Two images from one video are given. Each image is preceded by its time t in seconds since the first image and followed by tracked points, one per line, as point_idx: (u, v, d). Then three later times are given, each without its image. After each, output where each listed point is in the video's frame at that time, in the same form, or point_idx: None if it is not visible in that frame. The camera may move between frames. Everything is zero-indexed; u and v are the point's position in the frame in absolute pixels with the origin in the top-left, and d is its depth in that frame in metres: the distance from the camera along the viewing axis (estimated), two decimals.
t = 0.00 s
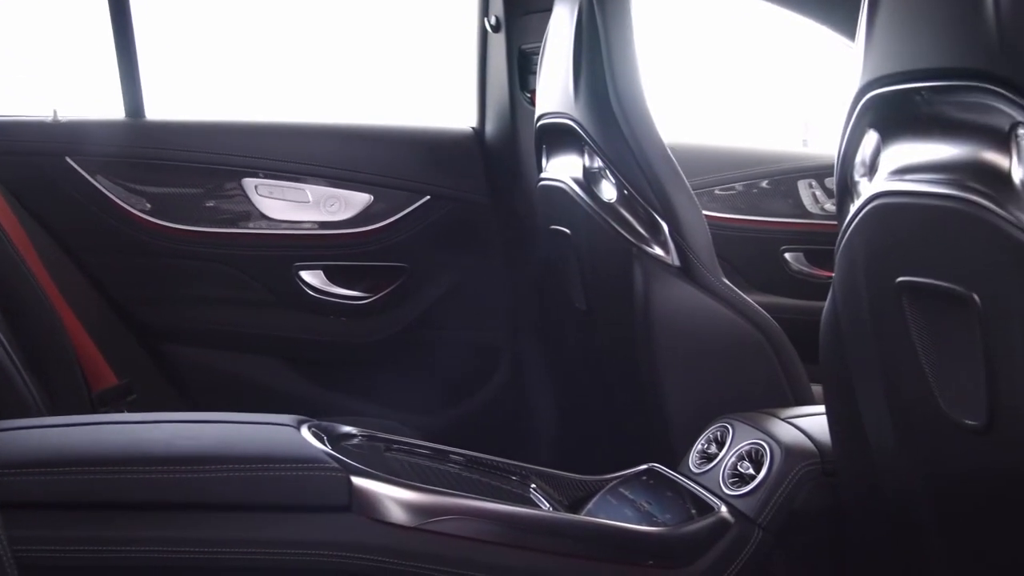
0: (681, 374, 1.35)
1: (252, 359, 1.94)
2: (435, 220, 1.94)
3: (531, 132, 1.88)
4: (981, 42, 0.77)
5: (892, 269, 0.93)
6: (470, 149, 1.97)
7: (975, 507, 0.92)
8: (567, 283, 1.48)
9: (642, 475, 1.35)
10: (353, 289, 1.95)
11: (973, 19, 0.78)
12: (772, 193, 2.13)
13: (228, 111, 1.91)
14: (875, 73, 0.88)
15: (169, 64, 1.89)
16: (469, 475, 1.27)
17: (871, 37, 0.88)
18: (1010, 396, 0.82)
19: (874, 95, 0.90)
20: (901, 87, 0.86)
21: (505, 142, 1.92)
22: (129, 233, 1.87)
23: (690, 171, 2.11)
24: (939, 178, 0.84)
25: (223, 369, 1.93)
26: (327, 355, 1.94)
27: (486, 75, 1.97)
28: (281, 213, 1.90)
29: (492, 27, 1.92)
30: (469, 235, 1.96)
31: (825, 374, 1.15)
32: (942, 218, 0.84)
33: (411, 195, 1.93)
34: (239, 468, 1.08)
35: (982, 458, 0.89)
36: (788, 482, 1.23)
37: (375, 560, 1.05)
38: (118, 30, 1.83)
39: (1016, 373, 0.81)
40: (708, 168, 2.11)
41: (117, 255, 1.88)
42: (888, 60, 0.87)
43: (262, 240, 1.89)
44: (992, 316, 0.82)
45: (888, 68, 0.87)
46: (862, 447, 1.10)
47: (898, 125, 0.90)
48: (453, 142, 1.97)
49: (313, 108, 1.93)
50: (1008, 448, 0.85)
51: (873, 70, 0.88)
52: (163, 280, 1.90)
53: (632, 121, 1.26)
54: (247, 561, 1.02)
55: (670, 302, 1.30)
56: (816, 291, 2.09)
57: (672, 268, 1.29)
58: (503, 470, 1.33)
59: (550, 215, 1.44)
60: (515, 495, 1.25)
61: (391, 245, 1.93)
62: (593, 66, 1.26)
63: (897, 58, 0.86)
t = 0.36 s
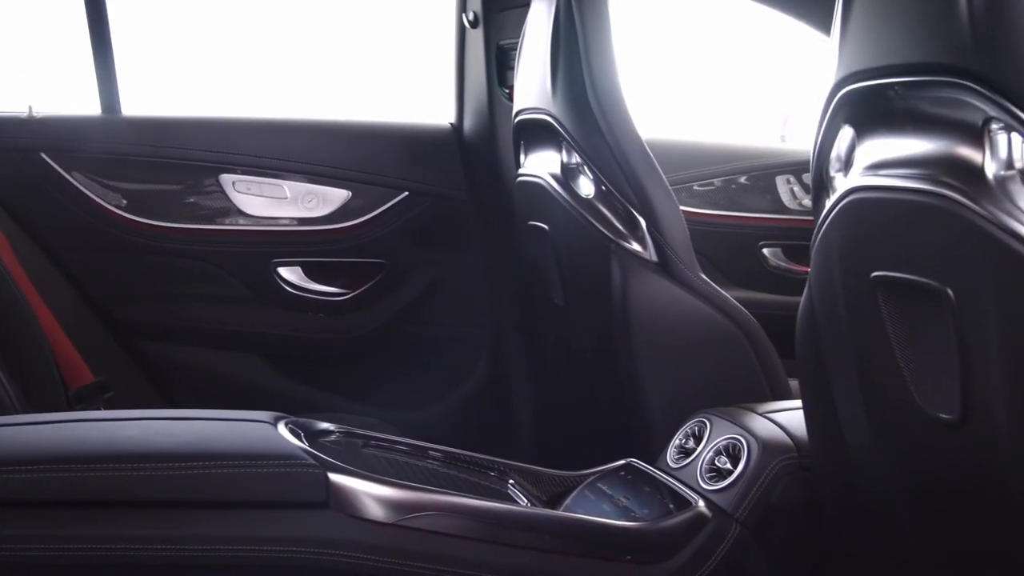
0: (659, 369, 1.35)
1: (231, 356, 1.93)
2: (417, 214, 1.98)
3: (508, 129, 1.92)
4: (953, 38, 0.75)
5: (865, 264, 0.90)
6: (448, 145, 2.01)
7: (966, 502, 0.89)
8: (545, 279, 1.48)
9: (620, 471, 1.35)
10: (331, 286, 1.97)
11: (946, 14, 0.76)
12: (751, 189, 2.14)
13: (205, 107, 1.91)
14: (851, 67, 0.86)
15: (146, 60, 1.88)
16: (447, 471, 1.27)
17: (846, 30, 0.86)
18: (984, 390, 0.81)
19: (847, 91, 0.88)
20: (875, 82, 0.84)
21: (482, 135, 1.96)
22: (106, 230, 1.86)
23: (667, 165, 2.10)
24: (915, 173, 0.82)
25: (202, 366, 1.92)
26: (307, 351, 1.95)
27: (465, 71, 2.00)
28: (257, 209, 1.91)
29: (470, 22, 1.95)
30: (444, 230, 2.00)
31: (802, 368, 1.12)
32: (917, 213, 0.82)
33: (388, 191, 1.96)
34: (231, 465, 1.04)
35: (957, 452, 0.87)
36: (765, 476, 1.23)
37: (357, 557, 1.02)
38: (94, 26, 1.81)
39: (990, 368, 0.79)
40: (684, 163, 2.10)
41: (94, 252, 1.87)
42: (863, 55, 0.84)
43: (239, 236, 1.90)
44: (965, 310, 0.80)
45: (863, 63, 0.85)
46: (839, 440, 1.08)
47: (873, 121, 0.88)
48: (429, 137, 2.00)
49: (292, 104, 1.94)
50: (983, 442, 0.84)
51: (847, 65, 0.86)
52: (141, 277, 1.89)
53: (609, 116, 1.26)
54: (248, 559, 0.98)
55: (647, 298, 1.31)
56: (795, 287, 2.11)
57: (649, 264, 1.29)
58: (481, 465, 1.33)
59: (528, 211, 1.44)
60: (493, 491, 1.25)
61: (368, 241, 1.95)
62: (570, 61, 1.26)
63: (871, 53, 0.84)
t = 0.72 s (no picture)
0: (639, 364, 1.36)
1: (211, 353, 1.93)
2: (394, 211, 1.97)
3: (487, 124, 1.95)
4: (926, 34, 0.75)
5: (842, 259, 0.90)
6: (428, 141, 2.00)
7: (939, 497, 0.89)
8: (523, 275, 1.49)
9: (598, 466, 1.35)
10: (312, 281, 1.96)
11: (920, 14, 0.75)
12: (729, 184, 2.15)
13: (183, 102, 1.90)
14: (826, 64, 0.85)
15: (122, 53, 1.87)
16: (427, 467, 1.27)
17: (823, 25, 0.86)
18: (959, 384, 0.80)
19: (823, 86, 0.87)
20: (849, 78, 0.84)
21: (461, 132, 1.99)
22: (83, 226, 1.85)
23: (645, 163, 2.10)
24: (890, 168, 0.81)
25: (181, 363, 1.92)
26: (287, 348, 1.94)
27: (443, 67, 2.00)
28: (236, 207, 1.91)
29: (449, 18, 1.95)
30: (428, 228, 2.00)
31: (779, 363, 1.11)
32: (892, 208, 0.81)
33: (367, 188, 1.96)
34: (209, 462, 1.02)
35: (931, 446, 0.87)
36: (743, 470, 1.24)
37: (331, 553, 1.01)
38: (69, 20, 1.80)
39: (963, 362, 0.79)
40: (665, 159, 2.11)
41: (71, 248, 1.86)
42: (838, 52, 0.84)
43: (217, 232, 1.89)
44: (941, 303, 0.79)
45: (838, 59, 0.84)
46: (815, 433, 1.08)
47: (848, 116, 0.87)
48: (408, 133, 1.99)
49: (270, 100, 1.94)
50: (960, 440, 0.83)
51: (824, 62, 0.85)
52: (118, 273, 1.88)
53: (587, 110, 1.26)
54: (243, 557, 0.98)
55: (626, 293, 1.31)
56: (773, 282, 2.12)
57: (627, 259, 1.30)
58: (460, 461, 1.33)
59: (507, 207, 1.44)
60: (472, 487, 1.25)
61: (349, 237, 1.94)
62: (549, 57, 1.26)
63: (846, 48, 0.83)
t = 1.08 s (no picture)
0: (619, 360, 1.36)
1: (191, 350, 1.92)
2: (376, 206, 1.99)
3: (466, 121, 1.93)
4: (904, 30, 0.73)
5: (819, 254, 0.89)
6: (408, 138, 2.01)
7: (913, 492, 0.88)
8: (503, 270, 1.49)
9: (579, 461, 1.36)
10: (291, 278, 1.97)
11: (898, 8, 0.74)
12: (710, 180, 2.18)
13: (162, 98, 1.89)
14: (805, 58, 0.84)
15: (101, 49, 1.87)
16: (407, 464, 1.27)
17: (798, 20, 0.84)
18: (937, 378, 0.79)
19: (800, 82, 0.85)
20: (825, 73, 0.82)
21: (441, 128, 1.97)
22: (61, 223, 1.84)
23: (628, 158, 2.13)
24: (869, 163, 0.79)
25: (162, 360, 1.91)
26: (269, 344, 1.94)
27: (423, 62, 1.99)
28: (214, 203, 1.91)
29: (428, 14, 1.94)
30: (402, 224, 2.01)
31: (758, 358, 1.10)
32: (869, 204, 0.80)
33: (346, 183, 1.97)
34: (191, 459, 1.00)
35: (908, 440, 0.86)
36: (723, 465, 1.24)
37: (306, 550, 0.99)
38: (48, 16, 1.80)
39: (943, 357, 0.78)
40: (647, 155, 2.14)
41: (49, 245, 1.85)
42: (816, 45, 0.82)
43: (197, 229, 1.89)
44: (918, 297, 0.78)
45: (816, 53, 0.82)
46: (792, 425, 1.07)
47: (826, 110, 0.85)
48: (388, 128, 2.00)
49: (250, 96, 1.95)
50: (934, 434, 0.82)
51: (802, 55, 0.84)
52: (98, 269, 1.88)
53: (566, 106, 1.26)
54: (211, 552, 0.96)
55: (606, 288, 1.32)
56: (751, 277, 2.15)
57: (607, 255, 1.30)
58: (440, 457, 1.33)
59: (487, 203, 1.44)
60: (453, 483, 1.25)
61: (327, 233, 1.96)
62: (528, 52, 1.25)
63: (824, 43, 0.81)
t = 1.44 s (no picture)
0: (600, 356, 1.36)
1: (172, 348, 1.92)
2: (355, 204, 1.99)
3: (446, 118, 1.91)
4: (881, 26, 0.72)
5: (798, 249, 0.89)
6: (389, 134, 2.02)
7: (888, 486, 0.89)
8: (483, 267, 1.49)
9: (559, 457, 1.36)
10: (270, 275, 1.97)
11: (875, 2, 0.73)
12: (692, 176, 2.20)
13: (143, 94, 1.89)
14: (782, 54, 0.83)
15: (79, 45, 1.84)
16: (389, 461, 1.26)
17: (778, 15, 0.83)
18: (914, 373, 0.79)
19: (779, 77, 0.85)
20: (803, 69, 0.82)
21: (422, 125, 1.94)
22: (39, 220, 1.83)
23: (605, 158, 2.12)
24: (846, 159, 0.80)
25: (142, 358, 1.90)
26: (250, 342, 1.95)
27: (404, 58, 1.98)
28: (194, 200, 1.91)
29: (408, 10, 1.93)
30: (384, 221, 2.02)
31: (736, 354, 1.10)
32: (845, 199, 0.80)
33: (326, 179, 1.98)
34: (172, 456, 1.00)
35: (885, 434, 0.86)
36: (704, 461, 1.24)
37: (286, 548, 0.98)
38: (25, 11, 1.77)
39: (919, 351, 0.78)
40: (629, 152, 2.15)
41: (28, 243, 1.84)
42: (793, 41, 0.82)
43: (178, 226, 1.89)
44: (894, 291, 0.78)
45: (793, 49, 0.82)
46: (771, 420, 1.07)
47: (804, 105, 0.85)
48: (369, 125, 2.01)
49: (231, 92, 1.94)
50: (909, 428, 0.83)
51: (779, 51, 0.84)
52: (78, 267, 1.87)
53: (545, 102, 1.26)
54: (185, 550, 0.95)
55: (587, 284, 1.32)
56: (731, 273, 2.17)
57: (588, 251, 1.30)
58: (421, 454, 1.33)
59: (468, 200, 1.44)
60: (435, 479, 1.25)
61: (308, 231, 1.96)
62: (508, 47, 1.25)
63: (803, 38, 0.81)
